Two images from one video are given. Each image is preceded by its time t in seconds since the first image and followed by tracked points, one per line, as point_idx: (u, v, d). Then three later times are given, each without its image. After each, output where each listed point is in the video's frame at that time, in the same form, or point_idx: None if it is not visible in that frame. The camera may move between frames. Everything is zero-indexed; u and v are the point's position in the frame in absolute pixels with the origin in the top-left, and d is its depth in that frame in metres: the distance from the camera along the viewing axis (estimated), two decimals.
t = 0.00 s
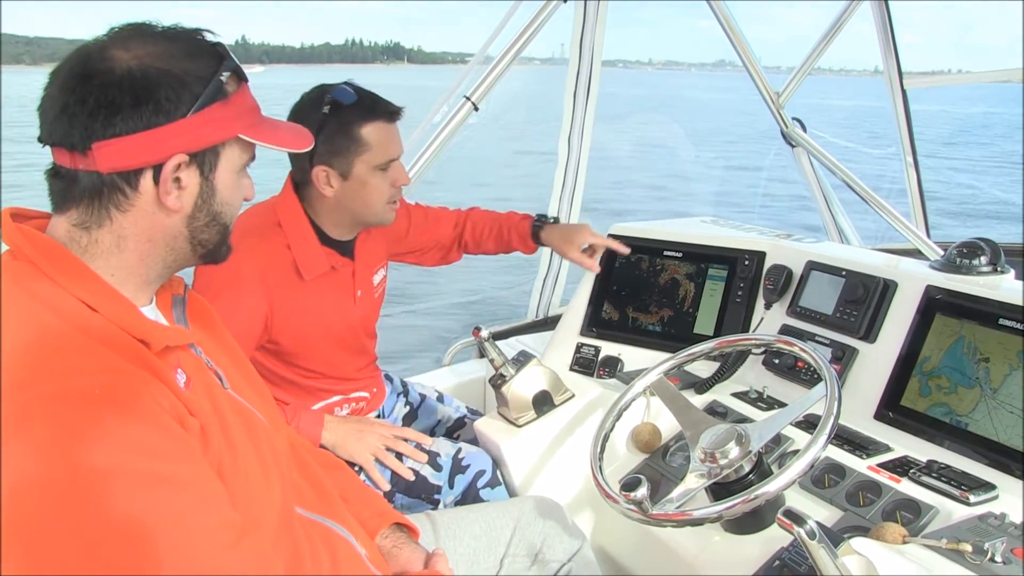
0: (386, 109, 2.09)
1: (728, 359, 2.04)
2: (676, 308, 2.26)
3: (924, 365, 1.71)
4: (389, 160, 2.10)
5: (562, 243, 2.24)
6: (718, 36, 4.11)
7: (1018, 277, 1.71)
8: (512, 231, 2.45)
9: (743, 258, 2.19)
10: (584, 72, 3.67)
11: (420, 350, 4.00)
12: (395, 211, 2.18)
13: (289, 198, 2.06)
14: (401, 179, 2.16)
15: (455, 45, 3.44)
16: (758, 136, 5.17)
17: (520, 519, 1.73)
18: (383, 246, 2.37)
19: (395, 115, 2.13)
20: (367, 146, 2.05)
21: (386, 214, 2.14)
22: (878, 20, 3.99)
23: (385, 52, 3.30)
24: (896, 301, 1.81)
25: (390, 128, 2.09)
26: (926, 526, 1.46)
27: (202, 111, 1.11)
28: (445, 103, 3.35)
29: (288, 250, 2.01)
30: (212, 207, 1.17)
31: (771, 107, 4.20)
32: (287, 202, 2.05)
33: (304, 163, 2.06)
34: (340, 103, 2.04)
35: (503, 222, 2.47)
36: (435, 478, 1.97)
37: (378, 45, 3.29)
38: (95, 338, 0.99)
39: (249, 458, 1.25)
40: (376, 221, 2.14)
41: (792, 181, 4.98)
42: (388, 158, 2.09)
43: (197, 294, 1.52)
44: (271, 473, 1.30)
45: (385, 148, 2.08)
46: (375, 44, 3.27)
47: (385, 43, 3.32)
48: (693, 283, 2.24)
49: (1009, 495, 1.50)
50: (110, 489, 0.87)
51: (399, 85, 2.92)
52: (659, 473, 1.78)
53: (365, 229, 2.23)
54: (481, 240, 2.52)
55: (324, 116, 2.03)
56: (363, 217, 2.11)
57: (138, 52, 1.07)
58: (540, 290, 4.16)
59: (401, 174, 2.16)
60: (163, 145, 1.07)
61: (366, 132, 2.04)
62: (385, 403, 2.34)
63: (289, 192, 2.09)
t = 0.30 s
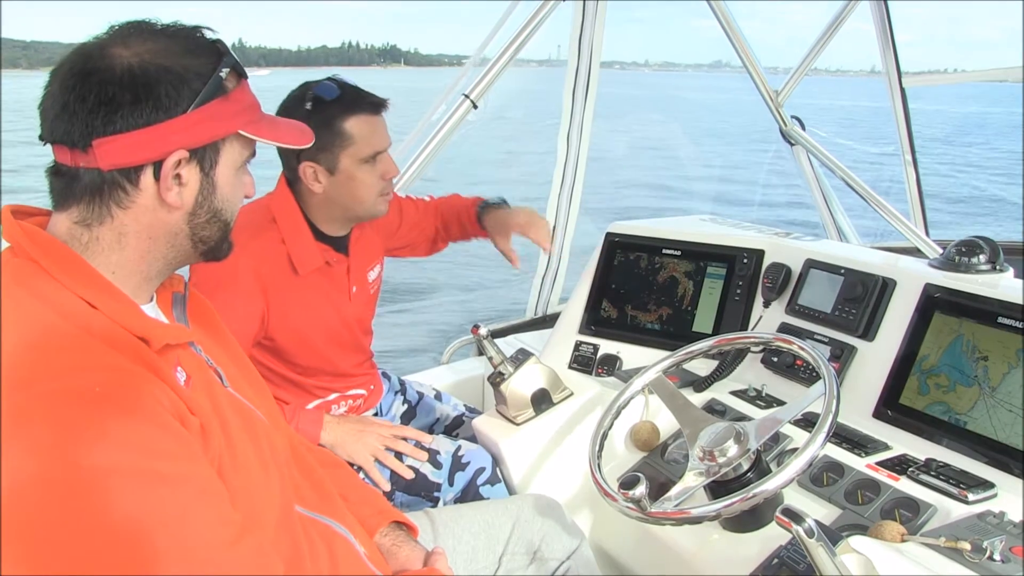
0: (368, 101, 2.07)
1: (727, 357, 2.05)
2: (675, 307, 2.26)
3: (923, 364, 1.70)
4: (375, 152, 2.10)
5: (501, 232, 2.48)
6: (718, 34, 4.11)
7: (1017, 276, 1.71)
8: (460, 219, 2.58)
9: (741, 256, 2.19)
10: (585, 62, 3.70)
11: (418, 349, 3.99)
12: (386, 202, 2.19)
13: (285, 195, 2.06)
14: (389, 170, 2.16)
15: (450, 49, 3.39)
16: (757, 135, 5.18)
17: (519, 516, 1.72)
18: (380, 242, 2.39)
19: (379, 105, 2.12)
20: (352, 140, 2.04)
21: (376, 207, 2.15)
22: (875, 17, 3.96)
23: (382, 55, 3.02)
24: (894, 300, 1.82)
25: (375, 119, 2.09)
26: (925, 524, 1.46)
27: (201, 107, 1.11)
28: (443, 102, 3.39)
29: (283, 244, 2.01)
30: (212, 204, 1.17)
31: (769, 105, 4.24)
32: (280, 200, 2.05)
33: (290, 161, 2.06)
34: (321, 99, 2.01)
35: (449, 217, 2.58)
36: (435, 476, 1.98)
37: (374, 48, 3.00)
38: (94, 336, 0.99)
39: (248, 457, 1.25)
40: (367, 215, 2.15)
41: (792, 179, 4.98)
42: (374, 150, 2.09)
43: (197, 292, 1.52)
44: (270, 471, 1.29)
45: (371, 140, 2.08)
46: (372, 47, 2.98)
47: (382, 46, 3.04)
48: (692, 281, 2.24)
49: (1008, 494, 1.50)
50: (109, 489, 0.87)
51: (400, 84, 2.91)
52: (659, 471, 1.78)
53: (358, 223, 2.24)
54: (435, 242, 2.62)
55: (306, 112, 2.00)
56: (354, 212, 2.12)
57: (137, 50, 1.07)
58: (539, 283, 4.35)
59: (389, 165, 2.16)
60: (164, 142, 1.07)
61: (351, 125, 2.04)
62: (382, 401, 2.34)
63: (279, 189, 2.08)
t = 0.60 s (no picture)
0: (338, 86, 2.03)
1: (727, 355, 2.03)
2: (676, 302, 2.26)
3: (925, 361, 1.70)
4: (346, 139, 2.05)
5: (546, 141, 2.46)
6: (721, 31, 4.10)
7: (1020, 273, 1.70)
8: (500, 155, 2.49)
9: (743, 252, 2.18)
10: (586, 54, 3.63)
11: (419, 344, 3.99)
12: (366, 190, 2.12)
13: (270, 186, 2.04)
14: (365, 156, 2.10)
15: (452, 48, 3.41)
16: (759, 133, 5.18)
17: (519, 512, 1.72)
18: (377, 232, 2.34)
19: (354, 91, 2.08)
20: (320, 125, 2.01)
21: (353, 194, 2.09)
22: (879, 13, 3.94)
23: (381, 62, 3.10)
24: (896, 296, 1.81)
25: (345, 105, 2.04)
26: (925, 522, 1.46)
27: (200, 96, 1.10)
28: (444, 97, 3.37)
29: (263, 228, 1.99)
30: (213, 193, 1.16)
31: (772, 101, 4.18)
32: (266, 188, 2.04)
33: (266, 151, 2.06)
34: (290, 86, 2.00)
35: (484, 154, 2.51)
36: (438, 467, 1.97)
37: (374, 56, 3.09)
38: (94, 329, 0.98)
39: (249, 451, 1.25)
40: (346, 203, 2.09)
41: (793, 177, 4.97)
42: (345, 135, 2.04)
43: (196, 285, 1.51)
44: (270, 464, 1.29)
45: (341, 125, 2.03)
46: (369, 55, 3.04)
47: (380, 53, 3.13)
48: (694, 277, 2.23)
49: (1009, 492, 1.50)
50: (109, 484, 0.86)
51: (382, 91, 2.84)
52: (658, 467, 1.77)
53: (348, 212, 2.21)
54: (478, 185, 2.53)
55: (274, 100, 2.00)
56: (330, 199, 2.07)
57: (133, 40, 1.06)
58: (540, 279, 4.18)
59: (365, 151, 2.10)
60: (164, 131, 1.06)
61: (319, 112, 2.00)
62: (383, 396, 2.34)
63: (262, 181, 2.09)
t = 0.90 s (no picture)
0: (315, 82, 2.02)
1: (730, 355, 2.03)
2: (680, 301, 2.25)
3: (930, 361, 1.70)
4: (320, 133, 2.03)
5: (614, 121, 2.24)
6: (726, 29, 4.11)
7: None
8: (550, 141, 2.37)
9: (747, 251, 2.17)
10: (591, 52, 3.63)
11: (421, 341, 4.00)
12: (346, 188, 2.07)
13: (268, 182, 2.05)
14: (344, 153, 2.06)
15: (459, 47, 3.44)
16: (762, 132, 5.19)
17: (524, 510, 1.72)
18: (384, 228, 2.32)
19: (335, 86, 2.05)
20: (293, 119, 2.01)
21: (328, 192, 2.05)
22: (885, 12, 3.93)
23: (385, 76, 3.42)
24: (901, 295, 1.80)
25: (320, 100, 2.02)
26: (930, 523, 1.45)
27: (214, 90, 1.11)
28: (449, 93, 3.36)
29: (255, 220, 2.01)
30: (223, 181, 1.18)
31: (777, 100, 4.22)
32: (264, 186, 2.04)
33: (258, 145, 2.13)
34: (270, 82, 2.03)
35: (540, 137, 2.38)
36: (443, 465, 1.97)
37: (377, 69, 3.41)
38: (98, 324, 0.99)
39: (253, 447, 1.25)
40: (320, 199, 2.06)
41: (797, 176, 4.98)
42: (317, 131, 2.03)
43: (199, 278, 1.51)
44: (274, 461, 1.29)
45: (313, 121, 2.02)
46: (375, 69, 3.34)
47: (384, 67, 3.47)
48: (698, 275, 2.23)
49: (1014, 493, 1.49)
50: (113, 481, 0.86)
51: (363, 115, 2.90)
52: (664, 466, 1.78)
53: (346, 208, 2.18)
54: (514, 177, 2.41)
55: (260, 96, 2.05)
56: (308, 195, 2.06)
57: (143, 38, 1.04)
58: (545, 272, 4.13)
59: (343, 149, 2.06)
60: (187, 128, 1.07)
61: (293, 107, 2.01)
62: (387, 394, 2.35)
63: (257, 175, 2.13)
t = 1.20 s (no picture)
0: (310, 83, 2.04)
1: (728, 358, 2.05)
2: (678, 305, 2.26)
3: (926, 365, 1.70)
4: (312, 135, 2.04)
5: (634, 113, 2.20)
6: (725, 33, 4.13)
7: (1022, 277, 1.70)
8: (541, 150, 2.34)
9: (745, 255, 2.18)
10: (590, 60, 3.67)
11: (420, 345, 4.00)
12: (337, 190, 2.07)
13: (266, 185, 2.06)
14: (336, 155, 2.06)
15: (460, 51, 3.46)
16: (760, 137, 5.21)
17: (522, 514, 1.73)
18: (382, 230, 2.33)
19: (329, 89, 2.06)
20: (286, 121, 2.03)
21: (318, 193, 2.05)
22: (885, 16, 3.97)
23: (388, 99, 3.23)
24: (898, 300, 1.81)
25: (312, 102, 2.03)
26: (926, 526, 1.46)
27: (209, 91, 1.11)
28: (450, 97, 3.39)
29: (250, 223, 2.02)
30: (220, 183, 1.19)
31: (776, 104, 4.28)
32: (263, 190, 2.06)
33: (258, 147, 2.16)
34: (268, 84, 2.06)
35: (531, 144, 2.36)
36: (441, 468, 1.97)
37: (380, 93, 3.20)
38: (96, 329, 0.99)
39: (252, 451, 1.25)
40: (312, 201, 2.07)
41: (796, 180, 4.99)
42: (309, 132, 2.04)
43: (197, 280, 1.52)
44: (273, 464, 1.30)
45: (305, 122, 2.03)
46: (378, 93, 3.15)
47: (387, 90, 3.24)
48: (696, 279, 2.24)
49: (1010, 496, 1.50)
50: (113, 486, 0.87)
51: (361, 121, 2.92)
52: (661, 469, 1.78)
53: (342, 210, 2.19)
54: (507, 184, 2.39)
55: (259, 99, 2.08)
56: (300, 197, 2.07)
57: (137, 39, 1.05)
58: (545, 275, 4.12)
59: (335, 151, 2.07)
60: (184, 129, 1.08)
61: (287, 109, 2.03)
62: (385, 398, 2.34)
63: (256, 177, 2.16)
